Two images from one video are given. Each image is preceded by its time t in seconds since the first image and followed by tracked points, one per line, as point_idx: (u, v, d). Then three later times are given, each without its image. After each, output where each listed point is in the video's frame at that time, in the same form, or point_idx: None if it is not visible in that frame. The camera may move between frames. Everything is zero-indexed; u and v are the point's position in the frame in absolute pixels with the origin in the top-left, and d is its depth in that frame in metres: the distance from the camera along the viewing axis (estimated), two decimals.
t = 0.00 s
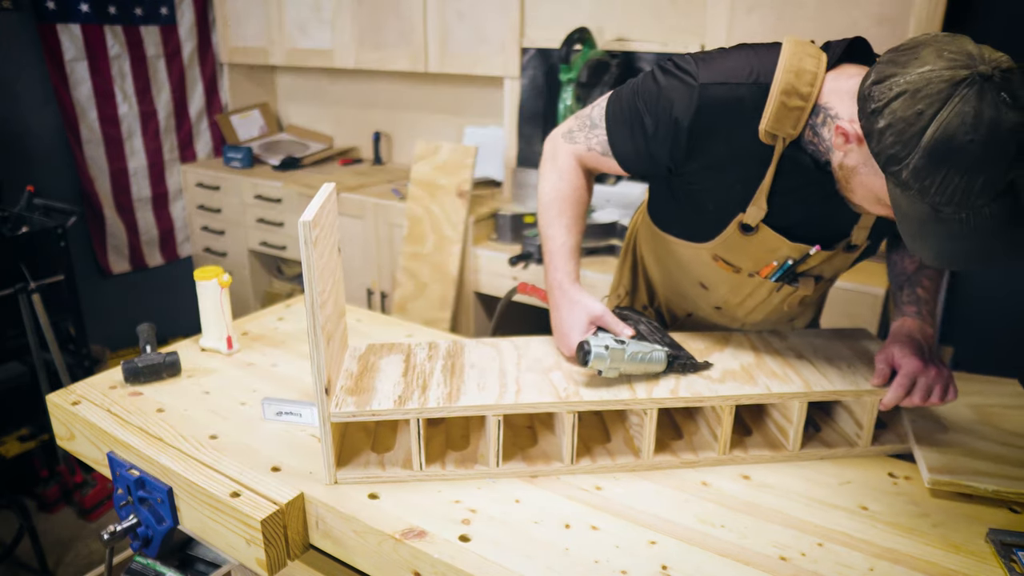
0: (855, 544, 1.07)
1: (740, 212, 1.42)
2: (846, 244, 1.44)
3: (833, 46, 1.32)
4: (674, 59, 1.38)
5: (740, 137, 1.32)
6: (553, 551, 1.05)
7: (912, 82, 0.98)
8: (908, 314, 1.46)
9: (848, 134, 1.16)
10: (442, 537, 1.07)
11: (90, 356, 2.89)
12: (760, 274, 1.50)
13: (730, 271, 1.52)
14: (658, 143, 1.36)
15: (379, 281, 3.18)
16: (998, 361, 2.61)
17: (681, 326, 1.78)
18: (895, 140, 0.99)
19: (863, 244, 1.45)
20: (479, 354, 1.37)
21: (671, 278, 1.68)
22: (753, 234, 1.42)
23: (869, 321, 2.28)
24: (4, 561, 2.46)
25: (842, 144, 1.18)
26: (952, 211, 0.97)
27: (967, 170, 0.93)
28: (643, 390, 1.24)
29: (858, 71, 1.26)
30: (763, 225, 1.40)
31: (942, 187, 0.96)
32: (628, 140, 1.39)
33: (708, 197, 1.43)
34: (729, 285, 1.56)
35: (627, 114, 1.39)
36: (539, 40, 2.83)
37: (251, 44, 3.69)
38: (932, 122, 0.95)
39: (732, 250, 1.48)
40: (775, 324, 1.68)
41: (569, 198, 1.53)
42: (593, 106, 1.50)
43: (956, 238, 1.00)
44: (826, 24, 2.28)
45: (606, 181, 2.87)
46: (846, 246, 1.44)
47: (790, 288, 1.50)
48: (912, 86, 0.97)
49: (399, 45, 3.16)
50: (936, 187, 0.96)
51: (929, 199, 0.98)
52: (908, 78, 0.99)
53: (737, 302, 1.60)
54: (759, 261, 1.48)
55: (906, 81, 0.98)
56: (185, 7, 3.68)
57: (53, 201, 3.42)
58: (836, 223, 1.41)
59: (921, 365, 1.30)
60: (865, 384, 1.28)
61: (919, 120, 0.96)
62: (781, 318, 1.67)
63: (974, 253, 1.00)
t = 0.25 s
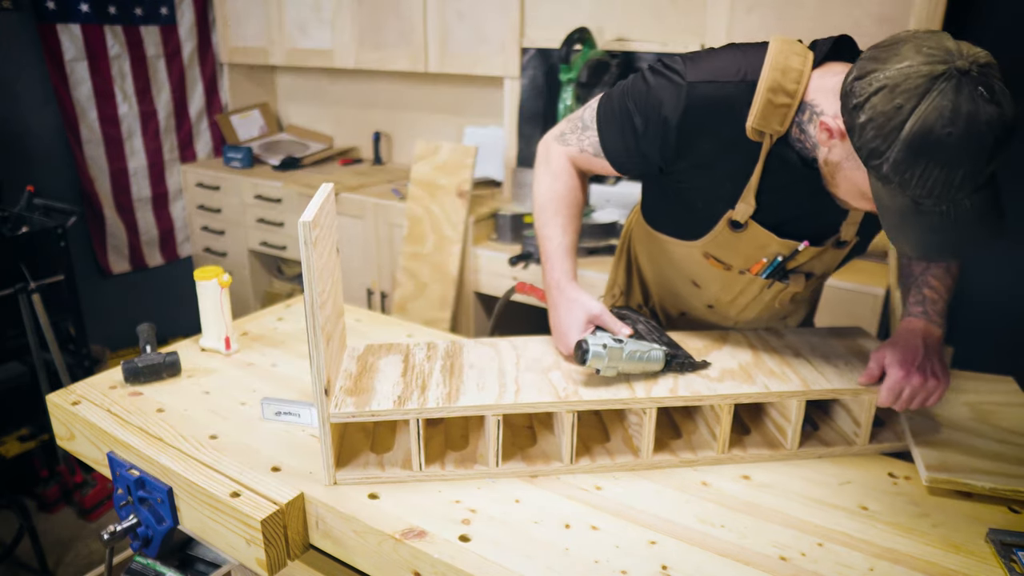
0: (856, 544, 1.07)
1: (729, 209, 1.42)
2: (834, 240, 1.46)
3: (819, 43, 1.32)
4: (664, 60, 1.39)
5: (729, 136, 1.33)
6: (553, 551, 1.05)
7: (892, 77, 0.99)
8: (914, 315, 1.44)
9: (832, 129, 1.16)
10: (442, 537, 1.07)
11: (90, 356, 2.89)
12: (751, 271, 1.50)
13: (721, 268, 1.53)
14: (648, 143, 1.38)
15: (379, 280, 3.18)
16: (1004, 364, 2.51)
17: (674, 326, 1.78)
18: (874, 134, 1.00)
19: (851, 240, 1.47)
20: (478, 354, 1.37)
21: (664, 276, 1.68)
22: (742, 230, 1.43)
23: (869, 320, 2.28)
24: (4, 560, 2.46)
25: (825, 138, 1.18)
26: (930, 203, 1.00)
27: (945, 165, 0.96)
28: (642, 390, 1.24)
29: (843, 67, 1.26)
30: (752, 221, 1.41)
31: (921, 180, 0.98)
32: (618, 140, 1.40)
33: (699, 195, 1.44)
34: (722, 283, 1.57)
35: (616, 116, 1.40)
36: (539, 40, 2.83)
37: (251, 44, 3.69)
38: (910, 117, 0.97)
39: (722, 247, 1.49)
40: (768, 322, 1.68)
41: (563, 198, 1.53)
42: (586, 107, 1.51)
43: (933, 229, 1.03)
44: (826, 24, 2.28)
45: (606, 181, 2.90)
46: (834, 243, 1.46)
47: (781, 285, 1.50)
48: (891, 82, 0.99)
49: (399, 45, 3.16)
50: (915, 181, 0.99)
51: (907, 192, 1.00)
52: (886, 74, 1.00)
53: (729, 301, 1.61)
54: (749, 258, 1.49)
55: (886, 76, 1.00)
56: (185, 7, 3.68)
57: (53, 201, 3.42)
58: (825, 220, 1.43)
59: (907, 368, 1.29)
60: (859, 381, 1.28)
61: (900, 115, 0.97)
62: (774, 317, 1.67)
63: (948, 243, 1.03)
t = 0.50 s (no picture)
0: (856, 544, 1.07)
1: (718, 204, 1.43)
2: (826, 235, 1.46)
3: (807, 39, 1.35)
4: (654, 59, 1.41)
5: (717, 130, 1.34)
6: (553, 551, 1.05)
7: (874, 59, 1.00)
8: (919, 314, 1.43)
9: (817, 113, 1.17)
10: (442, 537, 1.07)
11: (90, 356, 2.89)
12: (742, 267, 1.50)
13: (713, 265, 1.52)
14: (637, 141, 1.39)
15: (379, 280, 3.18)
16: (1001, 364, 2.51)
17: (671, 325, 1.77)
18: (853, 115, 1.01)
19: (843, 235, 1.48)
20: (478, 354, 1.37)
21: (659, 274, 1.69)
22: (731, 225, 1.43)
23: (869, 320, 2.28)
24: (4, 561, 2.46)
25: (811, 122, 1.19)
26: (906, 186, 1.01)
27: (921, 148, 0.96)
28: (642, 390, 1.24)
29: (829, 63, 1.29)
30: (740, 215, 1.41)
31: (897, 163, 0.99)
32: (607, 137, 1.41)
33: (688, 191, 1.45)
34: (715, 281, 1.56)
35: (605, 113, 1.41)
36: (539, 40, 2.83)
37: (251, 43, 3.69)
38: (889, 98, 0.97)
39: (711, 242, 1.48)
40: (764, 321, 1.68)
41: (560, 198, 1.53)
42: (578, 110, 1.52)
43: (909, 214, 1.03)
44: (826, 24, 2.28)
45: (606, 181, 2.91)
46: (826, 238, 1.47)
47: (772, 281, 1.49)
48: (874, 63, 0.99)
49: (399, 45, 3.16)
50: (891, 163, 0.99)
51: (884, 174, 1.01)
52: (870, 56, 1.00)
53: (722, 298, 1.60)
54: (741, 254, 1.49)
55: (869, 58, 1.00)
56: (185, 7, 3.68)
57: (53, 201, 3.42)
58: (814, 214, 1.43)
59: (908, 371, 1.29)
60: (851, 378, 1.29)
61: (879, 96, 0.98)
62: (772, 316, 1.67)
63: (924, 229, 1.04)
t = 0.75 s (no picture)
0: (856, 545, 1.07)
1: (727, 196, 1.43)
2: (834, 229, 1.47)
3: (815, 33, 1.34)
4: (662, 50, 1.42)
5: (726, 121, 1.35)
6: (553, 551, 1.05)
7: (891, 44, 0.99)
8: (919, 313, 1.43)
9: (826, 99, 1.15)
10: (442, 537, 1.07)
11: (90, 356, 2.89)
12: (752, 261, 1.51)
13: (722, 258, 1.53)
14: (646, 130, 1.38)
15: (379, 281, 3.18)
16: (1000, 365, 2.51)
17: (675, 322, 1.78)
18: (869, 99, 1.01)
19: (852, 230, 1.49)
20: (478, 353, 1.37)
21: (664, 270, 1.69)
22: (742, 217, 1.44)
23: (869, 321, 2.28)
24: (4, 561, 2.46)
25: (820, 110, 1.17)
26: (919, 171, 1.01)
27: (936, 134, 0.97)
28: (642, 390, 1.24)
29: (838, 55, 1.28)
30: (751, 207, 1.42)
31: (911, 148, 0.99)
32: (616, 123, 1.40)
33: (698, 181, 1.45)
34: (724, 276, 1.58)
35: (615, 100, 1.41)
36: (538, 40, 2.84)
37: (251, 43, 3.69)
38: (906, 83, 0.97)
39: (721, 236, 1.49)
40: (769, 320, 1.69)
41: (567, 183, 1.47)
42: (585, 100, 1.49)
43: (919, 199, 1.04)
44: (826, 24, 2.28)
45: (606, 181, 2.91)
46: (834, 232, 1.48)
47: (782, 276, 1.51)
48: (891, 48, 0.99)
49: (399, 46, 3.16)
50: (906, 148, 1.00)
51: (897, 159, 1.01)
52: (887, 40, 1.00)
53: (731, 294, 1.61)
54: (750, 249, 1.50)
55: (887, 42, 1.00)
56: (185, 7, 3.68)
57: (52, 201, 3.42)
58: (822, 209, 1.44)
59: (906, 367, 1.28)
60: (856, 380, 1.28)
61: (897, 80, 0.98)
62: (775, 313, 1.68)
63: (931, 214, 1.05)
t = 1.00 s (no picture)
0: (856, 545, 1.07)
1: (755, 190, 1.39)
2: (855, 226, 1.48)
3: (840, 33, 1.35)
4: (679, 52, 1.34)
5: (760, 112, 1.30)
6: (552, 551, 1.05)
7: (937, 36, 0.97)
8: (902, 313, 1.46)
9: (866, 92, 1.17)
10: (442, 537, 1.07)
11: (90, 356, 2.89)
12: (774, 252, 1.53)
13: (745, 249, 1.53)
14: (691, 125, 1.27)
15: (379, 281, 3.17)
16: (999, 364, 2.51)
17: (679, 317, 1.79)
18: (915, 88, 0.98)
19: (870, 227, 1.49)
20: (478, 353, 1.37)
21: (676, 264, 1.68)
22: (767, 211, 1.42)
23: (869, 320, 2.28)
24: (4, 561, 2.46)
25: (859, 102, 1.19)
26: (967, 163, 0.97)
27: (985, 123, 0.93)
28: (642, 390, 1.24)
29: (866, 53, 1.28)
30: (777, 202, 1.40)
31: (959, 137, 0.96)
32: (661, 132, 1.27)
33: (728, 176, 1.38)
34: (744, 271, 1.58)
35: (652, 111, 1.28)
36: (538, 40, 2.84)
37: (251, 43, 3.69)
38: (955, 70, 0.94)
39: (744, 227, 1.46)
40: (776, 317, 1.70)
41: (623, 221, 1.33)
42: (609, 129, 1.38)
43: (965, 194, 1.00)
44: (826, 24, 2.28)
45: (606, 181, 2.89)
46: (854, 229, 1.49)
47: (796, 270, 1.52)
48: (938, 37, 0.97)
49: (399, 46, 3.16)
50: (952, 139, 0.96)
51: (943, 150, 0.98)
52: (935, 30, 0.98)
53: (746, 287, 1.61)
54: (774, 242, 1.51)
55: (934, 33, 0.98)
56: (185, 7, 3.69)
57: (52, 201, 3.42)
58: (839, 204, 1.43)
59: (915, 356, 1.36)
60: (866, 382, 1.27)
61: (943, 71, 0.95)
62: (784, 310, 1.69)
63: (976, 209, 1.01)
